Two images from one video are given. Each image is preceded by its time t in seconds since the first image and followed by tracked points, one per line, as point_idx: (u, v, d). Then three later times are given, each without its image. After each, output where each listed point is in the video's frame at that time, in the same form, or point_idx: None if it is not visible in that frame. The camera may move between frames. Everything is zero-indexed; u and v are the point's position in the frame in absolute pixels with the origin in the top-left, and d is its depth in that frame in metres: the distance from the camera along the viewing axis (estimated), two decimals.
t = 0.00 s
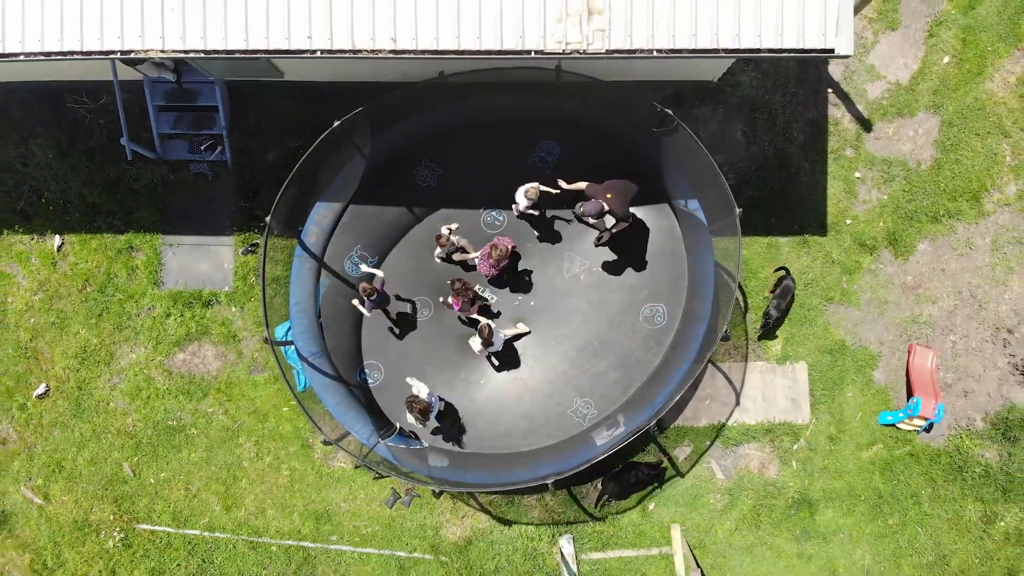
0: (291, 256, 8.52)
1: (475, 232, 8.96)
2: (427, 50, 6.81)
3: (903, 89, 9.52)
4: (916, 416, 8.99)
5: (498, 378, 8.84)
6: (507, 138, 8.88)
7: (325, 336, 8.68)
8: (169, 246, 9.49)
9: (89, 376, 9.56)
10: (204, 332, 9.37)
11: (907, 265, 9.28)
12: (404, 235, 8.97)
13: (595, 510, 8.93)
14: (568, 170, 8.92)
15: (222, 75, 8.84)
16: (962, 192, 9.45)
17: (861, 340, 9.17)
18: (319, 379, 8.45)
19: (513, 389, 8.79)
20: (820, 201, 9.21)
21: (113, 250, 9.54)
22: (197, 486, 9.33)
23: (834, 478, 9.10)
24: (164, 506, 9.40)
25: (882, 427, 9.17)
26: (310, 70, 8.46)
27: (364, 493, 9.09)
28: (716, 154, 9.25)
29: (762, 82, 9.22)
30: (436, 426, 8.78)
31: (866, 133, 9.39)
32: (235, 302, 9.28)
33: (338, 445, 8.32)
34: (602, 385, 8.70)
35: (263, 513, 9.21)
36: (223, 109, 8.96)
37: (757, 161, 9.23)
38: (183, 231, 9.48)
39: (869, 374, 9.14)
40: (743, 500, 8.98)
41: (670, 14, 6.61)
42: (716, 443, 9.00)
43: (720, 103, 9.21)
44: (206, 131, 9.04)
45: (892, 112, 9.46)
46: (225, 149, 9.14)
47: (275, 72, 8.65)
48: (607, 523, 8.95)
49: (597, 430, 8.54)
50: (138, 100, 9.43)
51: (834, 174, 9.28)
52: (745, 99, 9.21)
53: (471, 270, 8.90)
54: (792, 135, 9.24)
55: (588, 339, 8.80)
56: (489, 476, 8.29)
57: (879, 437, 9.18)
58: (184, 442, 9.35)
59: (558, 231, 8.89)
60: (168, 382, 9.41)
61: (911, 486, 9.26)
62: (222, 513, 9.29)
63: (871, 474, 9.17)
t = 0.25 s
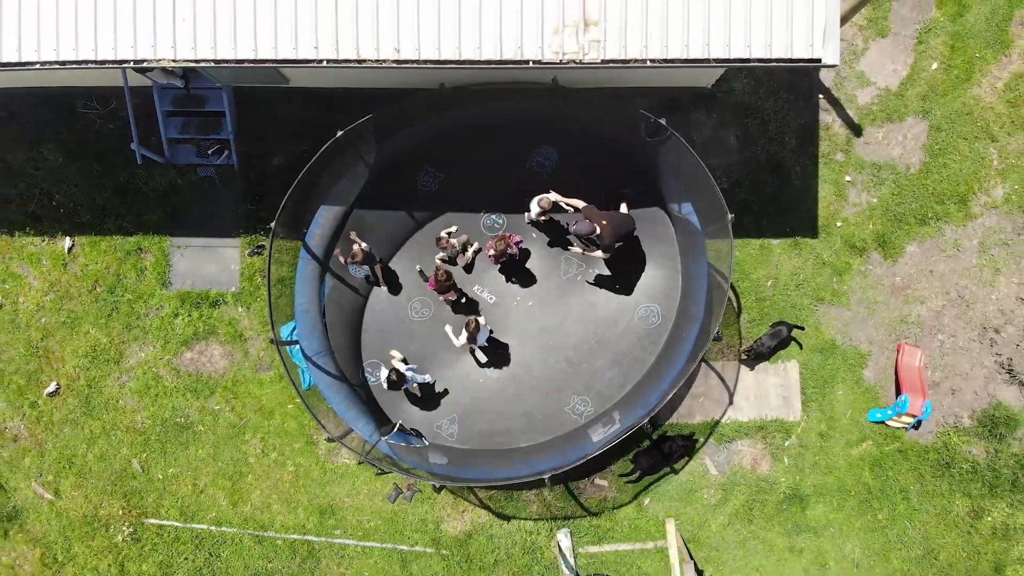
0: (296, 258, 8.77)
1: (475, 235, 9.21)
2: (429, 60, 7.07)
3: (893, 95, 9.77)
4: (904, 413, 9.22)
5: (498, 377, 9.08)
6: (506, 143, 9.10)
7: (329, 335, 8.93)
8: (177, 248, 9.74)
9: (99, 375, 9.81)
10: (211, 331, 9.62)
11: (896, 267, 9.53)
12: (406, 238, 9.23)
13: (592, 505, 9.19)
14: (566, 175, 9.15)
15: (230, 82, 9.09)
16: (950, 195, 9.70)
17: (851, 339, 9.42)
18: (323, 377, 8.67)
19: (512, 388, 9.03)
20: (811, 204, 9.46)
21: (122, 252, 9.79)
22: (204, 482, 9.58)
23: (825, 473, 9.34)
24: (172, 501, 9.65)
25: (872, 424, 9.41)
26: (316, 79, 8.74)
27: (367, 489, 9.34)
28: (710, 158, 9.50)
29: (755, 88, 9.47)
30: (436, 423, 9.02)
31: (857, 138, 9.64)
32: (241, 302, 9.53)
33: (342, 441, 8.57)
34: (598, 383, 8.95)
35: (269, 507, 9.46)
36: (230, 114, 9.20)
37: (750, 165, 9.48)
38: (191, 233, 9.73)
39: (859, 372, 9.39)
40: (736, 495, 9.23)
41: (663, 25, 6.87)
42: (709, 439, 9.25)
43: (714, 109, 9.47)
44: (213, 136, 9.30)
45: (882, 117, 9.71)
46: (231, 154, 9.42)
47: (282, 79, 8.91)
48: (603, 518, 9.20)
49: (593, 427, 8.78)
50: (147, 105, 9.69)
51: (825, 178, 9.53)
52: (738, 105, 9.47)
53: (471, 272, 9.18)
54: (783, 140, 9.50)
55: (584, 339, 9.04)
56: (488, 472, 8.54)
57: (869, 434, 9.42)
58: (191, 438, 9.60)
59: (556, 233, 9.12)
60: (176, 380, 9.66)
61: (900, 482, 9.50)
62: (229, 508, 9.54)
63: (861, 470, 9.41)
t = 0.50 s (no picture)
0: (301, 259, 9.06)
1: (475, 237, 9.47)
2: (430, 69, 7.36)
3: (882, 101, 10.04)
4: (891, 411, 9.50)
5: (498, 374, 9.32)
6: (505, 147, 9.35)
7: (333, 335, 9.13)
8: (184, 249, 9.99)
9: (108, 373, 10.06)
10: (218, 331, 9.88)
11: (885, 268, 9.79)
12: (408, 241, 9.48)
13: (589, 499, 9.45)
14: (563, 179, 9.42)
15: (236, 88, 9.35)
16: (938, 198, 9.95)
17: (840, 338, 9.68)
18: (327, 375, 8.95)
19: (511, 385, 9.29)
20: (801, 207, 9.73)
21: (131, 253, 10.05)
22: (211, 477, 9.84)
23: (816, 469, 9.60)
24: (179, 496, 9.91)
25: (861, 422, 9.66)
26: (321, 85, 9.03)
27: (370, 484, 9.60)
28: (704, 162, 9.76)
29: (747, 94, 9.74)
30: (438, 420, 9.26)
31: (846, 142, 9.91)
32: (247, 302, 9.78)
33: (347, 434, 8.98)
34: (595, 380, 9.20)
35: (274, 503, 9.71)
36: (236, 119, 9.46)
37: (742, 169, 9.74)
38: (198, 235, 9.98)
39: (848, 371, 9.65)
40: (729, 490, 9.48)
41: (655, 36, 7.15)
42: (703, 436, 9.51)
43: (707, 114, 9.73)
44: (220, 140, 9.56)
45: (871, 122, 9.97)
46: (238, 158, 9.69)
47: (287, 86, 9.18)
48: (600, 512, 9.46)
49: (590, 424, 9.04)
50: (155, 111, 9.95)
51: (815, 181, 9.80)
52: (731, 111, 9.74)
53: (473, 272, 9.46)
54: (775, 144, 9.77)
55: (582, 338, 9.30)
56: (488, 466, 8.82)
57: (859, 431, 9.67)
58: (198, 435, 9.85)
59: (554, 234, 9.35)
60: (183, 378, 9.91)
61: (889, 478, 9.75)
62: (235, 503, 9.80)
63: (851, 466, 9.67)
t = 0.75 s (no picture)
0: (306, 261, 9.24)
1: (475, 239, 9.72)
2: (432, 78, 7.60)
3: (873, 105, 10.28)
4: (882, 408, 9.71)
5: (497, 372, 9.60)
6: (504, 150, 9.59)
7: (337, 333, 9.37)
8: (191, 251, 10.24)
9: (117, 371, 10.31)
10: (225, 330, 10.13)
11: (875, 269, 10.04)
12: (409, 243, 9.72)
13: (586, 494, 9.71)
14: (559, 183, 9.68)
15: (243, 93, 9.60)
16: (928, 201, 10.19)
17: (831, 337, 9.94)
18: (331, 373, 9.14)
19: (509, 382, 9.55)
20: (794, 210, 9.98)
21: (139, 255, 10.29)
22: (218, 473, 10.09)
23: (808, 465, 9.85)
24: (187, 491, 10.16)
25: (852, 419, 9.91)
26: (324, 92, 9.25)
27: (373, 479, 9.84)
28: (699, 166, 10.01)
29: (741, 99, 9.99)
30: (438, 416, 9.51)
31: (838, 146, 10.15)
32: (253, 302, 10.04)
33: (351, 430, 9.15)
34: (591, 377, 9.49)
35: (279, 497, 9.96)
36: (242, 124, 9.69)
37: (736, 172, 9.99)
38: (205, 237, 10.23)
39: (839, 369, 9.89)
40: (723, 485, 9.73)
41: (649, 46, 7.43)
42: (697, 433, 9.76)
43: (702, 119, 9.99)
44: (226, 144, 9.80)
45: (862, 127, 10.22)
46: (243, 161, 9.92)
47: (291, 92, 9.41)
48: (597, 507, 9.71)
49: (586, 420, 9.25)
50: (163, 115, 10.20)
51: (807, 184, 10.04)
52: (725, 115, 9.99)
53: (473, 273, 9.73)
54: (768, 148, 10.02)
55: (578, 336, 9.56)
56: (487, 460, 9.02)
57: (850, 428, 9.91)
58: (205, 432, 10.10)
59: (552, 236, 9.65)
60: (191, 376, 10.16)
61: (879, 473, 9.99)
62: (241, 498, 10.05)
63: (842, 462, 9.91)
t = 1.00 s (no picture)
0: (311, 263, 9.54)
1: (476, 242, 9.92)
2: (434, 86, 7.86)
3: (863, 110, 10.54)
4: (872, 406, 10.01)
5: (497, 372, 9.79)
6: (503, 155, 9.83)
7: (340, 333, 9.64)
8: (198, 252, 10.49)
9: (125, 370, 10.56)
10: (230, 329, 10.37)
11: (866, 270, 10.29)
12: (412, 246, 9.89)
13: (583, 490, 9.95)
14: (556, 187, 9.93)
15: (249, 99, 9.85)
16: (917, 204, 10.45)
17: (823, 337, 10.19)
18: (335, 372, 9.42)
19: (509, 383, 9.76)
20: (786, 213, 10.24)
21: (147, 256, 10.54)
22: (224, 469, 10.34)
23: (800, 461, 10.10)
24: (194, 487, 10.41)
25: (843, 416, 10.16)
26: (329, 98, 9.53)
27: (375, 475, 10.09)
28: (694, 169, 10.25)
29: (735, 104, 10.25)
30: (439, 416, 9.72)
31: (829, 150, 10.41)
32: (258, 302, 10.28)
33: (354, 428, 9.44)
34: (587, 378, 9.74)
35: (283, 493, 10.21)
36: (248, 128, 9.93)
37: (730, 175, 10.25)
38: (211, 238, 10.47)
39: (831, 368, 10.15)
40: (717, 481, 9.98)
41: (643, 56, 7.70)
42: (691, 430, 10.01)
43: (697, 124, 10.24)
44: (232, 148, 10.04)
45: (853, 131, 10.47)
46: (249, 165, 10.16)
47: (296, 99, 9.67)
48: (594, 502, 9.95)
49: (583, 419, 9.55)
50: (171, 120, 10.45)
51: (799, 187, 10.30)
52: (719, 120, 10.24)
53: (474, 276, 9.92)
54: (761, 152, 10.28)
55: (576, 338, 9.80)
56: (487, 459, 9.39)
57: (840, 425, 10.16)
58: (211, 429, 10.35)
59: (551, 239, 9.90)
60: (197, 374, 10.40)
61: (870, 470, 10.24)
62: (247, 493, 10.30)
63: (833, 458, 10.16)
